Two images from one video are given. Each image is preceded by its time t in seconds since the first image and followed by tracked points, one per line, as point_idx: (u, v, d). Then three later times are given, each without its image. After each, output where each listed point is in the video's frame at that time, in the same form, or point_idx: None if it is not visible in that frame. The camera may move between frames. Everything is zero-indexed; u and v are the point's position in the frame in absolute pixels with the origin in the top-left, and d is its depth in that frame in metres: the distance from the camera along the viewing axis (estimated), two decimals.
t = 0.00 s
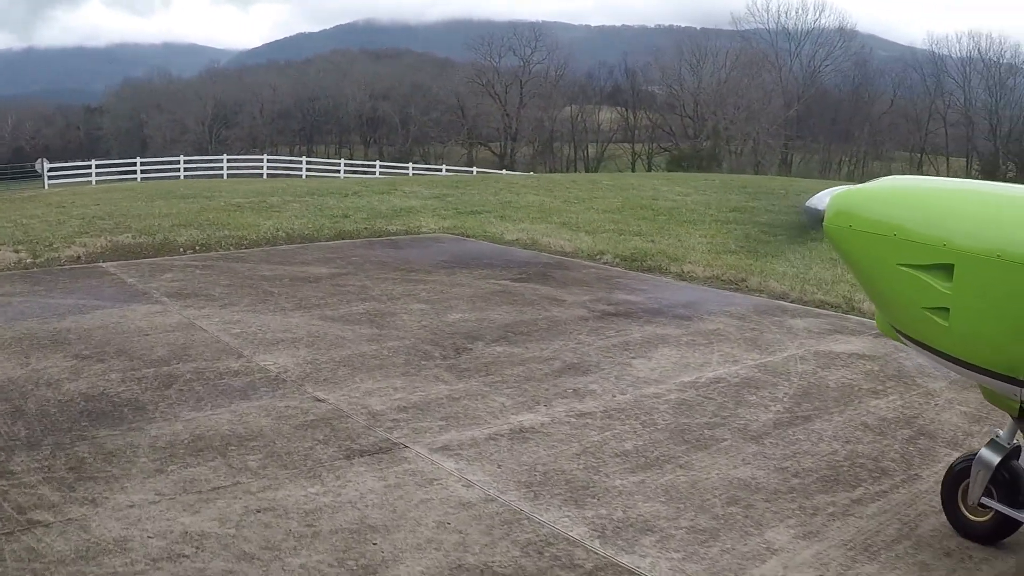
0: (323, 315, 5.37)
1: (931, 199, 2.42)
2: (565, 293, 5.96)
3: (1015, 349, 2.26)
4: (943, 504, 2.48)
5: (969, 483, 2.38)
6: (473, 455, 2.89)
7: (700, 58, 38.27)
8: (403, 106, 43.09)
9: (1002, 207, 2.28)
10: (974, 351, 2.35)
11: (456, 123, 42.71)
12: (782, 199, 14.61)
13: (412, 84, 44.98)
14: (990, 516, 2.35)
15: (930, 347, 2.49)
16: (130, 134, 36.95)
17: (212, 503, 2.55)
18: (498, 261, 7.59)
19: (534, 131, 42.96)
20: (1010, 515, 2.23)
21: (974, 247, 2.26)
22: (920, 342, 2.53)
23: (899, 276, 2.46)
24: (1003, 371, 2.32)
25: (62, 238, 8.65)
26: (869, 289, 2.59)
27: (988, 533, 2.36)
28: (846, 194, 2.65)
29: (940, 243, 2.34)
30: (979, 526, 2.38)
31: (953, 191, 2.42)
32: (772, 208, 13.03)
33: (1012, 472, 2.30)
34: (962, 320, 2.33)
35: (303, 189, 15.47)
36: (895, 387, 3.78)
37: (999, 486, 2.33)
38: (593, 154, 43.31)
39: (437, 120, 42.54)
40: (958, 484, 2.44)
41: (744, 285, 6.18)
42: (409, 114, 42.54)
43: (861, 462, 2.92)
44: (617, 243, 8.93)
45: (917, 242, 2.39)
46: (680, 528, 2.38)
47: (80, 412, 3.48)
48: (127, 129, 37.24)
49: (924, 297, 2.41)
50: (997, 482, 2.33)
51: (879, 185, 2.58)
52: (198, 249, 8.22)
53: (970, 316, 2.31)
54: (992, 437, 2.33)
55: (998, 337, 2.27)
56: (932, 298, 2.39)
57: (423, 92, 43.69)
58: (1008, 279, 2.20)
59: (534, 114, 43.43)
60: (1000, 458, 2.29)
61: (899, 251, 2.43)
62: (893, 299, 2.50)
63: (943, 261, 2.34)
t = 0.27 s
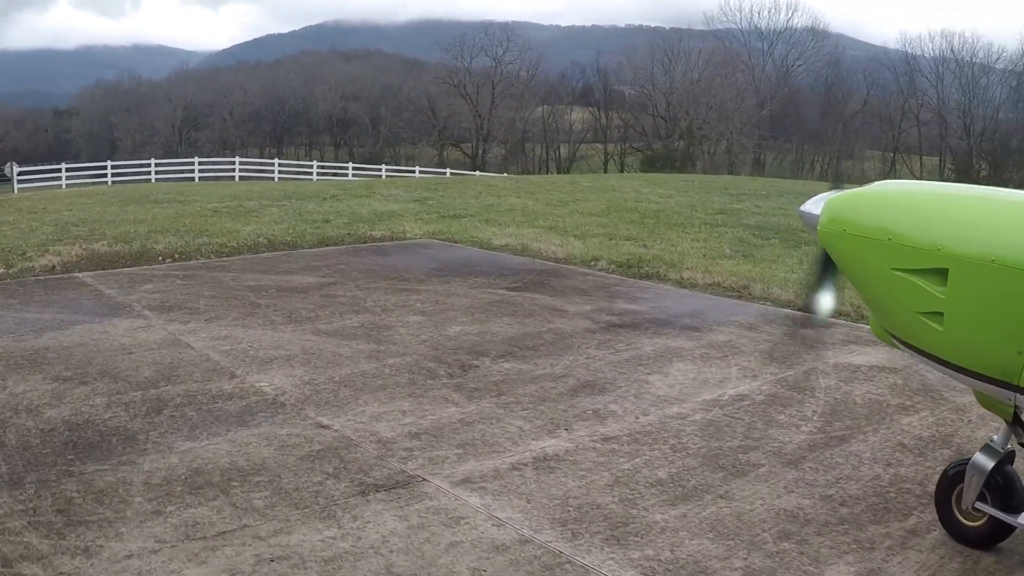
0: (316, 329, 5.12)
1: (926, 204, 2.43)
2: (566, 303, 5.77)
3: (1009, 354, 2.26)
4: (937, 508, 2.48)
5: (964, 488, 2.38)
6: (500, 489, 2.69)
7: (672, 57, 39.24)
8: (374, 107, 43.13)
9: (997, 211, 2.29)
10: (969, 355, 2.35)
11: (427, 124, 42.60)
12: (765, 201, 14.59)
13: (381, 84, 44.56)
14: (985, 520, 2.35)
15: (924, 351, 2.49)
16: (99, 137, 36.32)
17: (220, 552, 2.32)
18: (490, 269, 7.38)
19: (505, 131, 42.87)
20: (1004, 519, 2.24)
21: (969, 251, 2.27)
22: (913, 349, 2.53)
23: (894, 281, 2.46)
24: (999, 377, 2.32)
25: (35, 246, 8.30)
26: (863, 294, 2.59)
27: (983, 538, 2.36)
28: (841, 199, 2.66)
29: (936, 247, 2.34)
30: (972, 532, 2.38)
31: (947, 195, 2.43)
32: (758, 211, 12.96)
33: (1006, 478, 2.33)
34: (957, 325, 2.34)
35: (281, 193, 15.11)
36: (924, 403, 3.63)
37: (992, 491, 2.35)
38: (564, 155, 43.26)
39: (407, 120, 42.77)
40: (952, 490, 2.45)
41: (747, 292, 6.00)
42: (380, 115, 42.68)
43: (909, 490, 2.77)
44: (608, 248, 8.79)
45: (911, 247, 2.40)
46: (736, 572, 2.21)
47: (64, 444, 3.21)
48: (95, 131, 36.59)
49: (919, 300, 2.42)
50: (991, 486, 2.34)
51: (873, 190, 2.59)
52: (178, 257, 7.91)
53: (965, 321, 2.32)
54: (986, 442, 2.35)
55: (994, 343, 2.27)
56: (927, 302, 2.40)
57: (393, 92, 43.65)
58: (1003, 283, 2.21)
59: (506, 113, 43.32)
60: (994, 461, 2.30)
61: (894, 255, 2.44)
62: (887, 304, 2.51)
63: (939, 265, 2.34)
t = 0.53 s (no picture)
0: (308, 340, 4.88)
1: (918, 204, 2.55)
2: (565, 310, 5.60)
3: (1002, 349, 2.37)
4: (932, 507, 2.50)
5: (957, 485, 2.43)
6: (528, 519, 2.51)
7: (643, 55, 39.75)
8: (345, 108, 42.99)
9: (989, 209, 2.41)
10: (962, 351, 2.46)
11: (398, 124, 42.07)
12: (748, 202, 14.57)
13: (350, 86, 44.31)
14: (977, 518, 2.38)
15: (919, 349, 2.59)
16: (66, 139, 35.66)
17: None
18: (481, 274, 7.18)
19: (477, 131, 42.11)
20: (996, 514, 2.28)
21: (962, 249, 2.38)
22: (909, 346, 2.63)
23: (890, 280, 2.57)
24: (993, 373, 2.43)
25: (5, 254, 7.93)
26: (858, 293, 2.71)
27: (976, 536, 2.38)
28: (833, 199, 2.78)
29: (931, 245, 2.46)
30: (966, 529, 2.41)
31: (939, 194, 2.54)
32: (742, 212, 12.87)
33: (1000, 475, 2.35)
34: (951, 323, 2.45)
35: (259, 195, 14.78)
36: (951, 414, 3.49)
37: (986, 489, 2.37)
38: (536, 155, 43.06)
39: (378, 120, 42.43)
40: (946, 488, 2.47)
41: (748, 296, 5.87)
42: (350, 116, 42.45)
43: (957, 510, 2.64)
44: (600, 251, 8.64)
45: (905, 245, 2.52)
46: None
47: (49, 473, 2.97)
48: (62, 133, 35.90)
49: (914, 298, 2.53)
50: (985, 485, 2.37)
51: (866, 191, 2.71)
52: (157, 264, 7.62)
53: (959, 317, 2.43)
54: (979, 440, 2.39)
55: (987, 336, 2.38)
56: (922, 299, 2.51)
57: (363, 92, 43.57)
58: (997, 280, 2.32)
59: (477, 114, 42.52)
60: (988, 460, 2.33)
61: (888, 254, 2.55)
62: (883, 302, 2.62)
63: (933, 264, 2.46)
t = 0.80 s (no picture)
0: (301, 350, 4.67)
1: (912, 202, 2.55)
2: (564, 316, 5.45)
3: (996, 349, 2.38)
4: (926, 506, 2.50)
5: (951, 485, 2.42)
6: (558, 547, 2.37)
7: (616, 55, 40.16)
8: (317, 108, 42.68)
9: (983, 209, 2.41)
10: (955, 351, 2.47)
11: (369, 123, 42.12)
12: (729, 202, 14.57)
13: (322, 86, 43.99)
14: (971, 517, 2.38)
15: (913, 347, 2.61)
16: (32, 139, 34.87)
17: None
18: (474, 278, 7.02)
19: (450, 130, 42.28)
20: (989, 514, 2.29)
21: (957, 249, 2.39)
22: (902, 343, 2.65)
23: (883, 279, 2.59)
24: (986, 372, 2.44)
25: None
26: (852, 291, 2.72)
27: (971, 535, 2.38)
28: (825, 197, 2.79)
29: (924, 244, 2.47)
30: (959, 528, 2.41)
31: (933, 192, 2.55)
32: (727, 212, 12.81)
33: (994, 474, 2.35)
34: (944, 322, 2.46)
35: (236, 196, 14.47)
36: (975, 421, 3.38)
37: (981, 488, 2.37)
38: (509, 154, 42.62)
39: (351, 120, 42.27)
40: (940, 486, 2.47)
41: (748, 299, 5.83)
42: (323, 115, 42.11)
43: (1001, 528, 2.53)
44: (589, 252, 8.55)
45: (898, 245, 2.53)
46: None
47: (35, 501, 2.76)
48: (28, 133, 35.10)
49: (908, 297, 2.53)
50: (978, 483, 2.36)
51: (861, 187, 2.72)
52: (136, 268, 7.37)
53: (952, 316, 2.44)
54: (973, 439, 2.39)
55: (983, 336, 2.39)
56: (916, 298, 2.52)
57: (335, 92, 43.41)
58: (991, 280, 2.33)
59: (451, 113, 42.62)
60: (980, 459, 2.34)
61: (881, 254, 2.57)
62: (877, 299, 2.63)
63: (926, 263, 2.47)
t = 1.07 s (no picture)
0: (293, 361, 4.48)
1: (902, 201, 2.56)
2: (561, 322, 5.34)
3: (988, 348, 2.39)
4: (917, 505, 2.50)
5: (943, 484, 2.41)
6: None
7: (589, 54, 40.30)
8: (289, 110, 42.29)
9: (976, 208, 2.42)
10: (947, 349, 2.48)
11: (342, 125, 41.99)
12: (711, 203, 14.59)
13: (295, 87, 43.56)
14: (964, 515, 2.37)
15: (903, 346, 2.61)
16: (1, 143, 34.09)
17: None
18: (463, 283, 6.86)
19: (424, 132, 42.50)
20: (981, 513, 2.28)
21: (951, 248, 2.40)
22: (893, 342, 2.66)
23: (873, 277, 2.59)
24: (977, 371, 2.46)
25: None
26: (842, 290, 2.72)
27: (964, 533, 2.37)
28: (816, 195, 2.79)
29: (916, 243, 2.47)
30: (952, 527, 2.40)
31: (924, 191, 2.56)
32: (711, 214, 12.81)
33: (986, 474, 2.34)
34: (938, 321, 2.47)
35: (214, 199, 14.18)
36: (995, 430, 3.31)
37: (972, 487, 2.36)
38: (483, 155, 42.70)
39: (324, 121, 42.05)
40: (931, 487, 2.46)
41: (746, 303, 5.82)
42: (297, 117, 41.72)
43: None
44: (578, 255, 8.47)
45: (890, 244, 2.53)
46: None
47: (20, 532, 2.58)
48: None
49: (899, 296, 2.54)
50: (970, 483, 2.35)
51: (850, 186, 2.72)
52: (115, 275, 7.13)
53: (944, 316, 2.45)
54: (966, 438, 2.37)
55: (976, 336, 2.41)
56: (908, 297, 2.52)
57: (308, 93, 43.12)
58: (986, 280, 2.34)
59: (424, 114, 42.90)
60: (974, 458, 2.32)
61: (873, 252, 2.56)
62: (868, 298, 2.63)
63: (919, 262, 2.47)
